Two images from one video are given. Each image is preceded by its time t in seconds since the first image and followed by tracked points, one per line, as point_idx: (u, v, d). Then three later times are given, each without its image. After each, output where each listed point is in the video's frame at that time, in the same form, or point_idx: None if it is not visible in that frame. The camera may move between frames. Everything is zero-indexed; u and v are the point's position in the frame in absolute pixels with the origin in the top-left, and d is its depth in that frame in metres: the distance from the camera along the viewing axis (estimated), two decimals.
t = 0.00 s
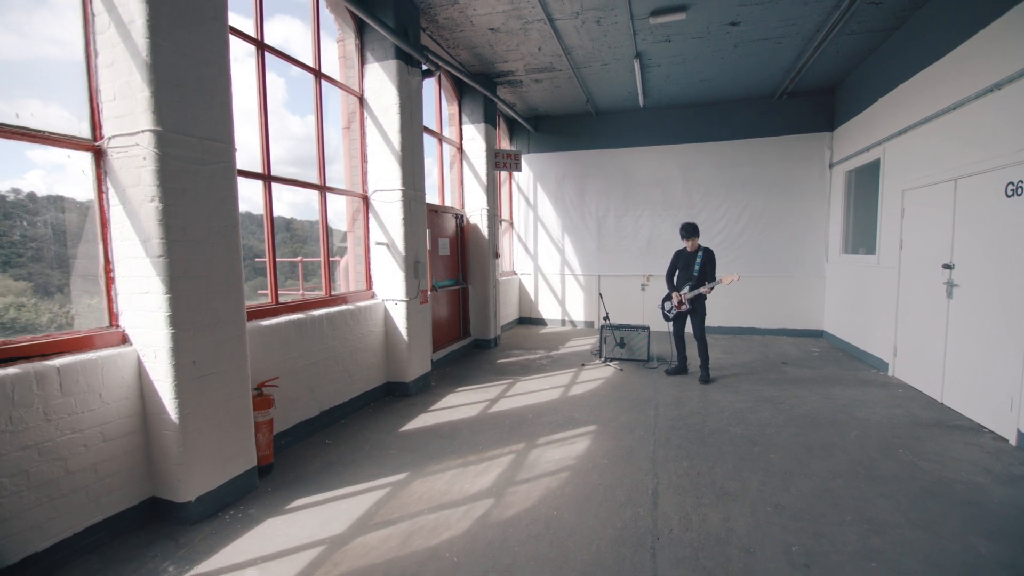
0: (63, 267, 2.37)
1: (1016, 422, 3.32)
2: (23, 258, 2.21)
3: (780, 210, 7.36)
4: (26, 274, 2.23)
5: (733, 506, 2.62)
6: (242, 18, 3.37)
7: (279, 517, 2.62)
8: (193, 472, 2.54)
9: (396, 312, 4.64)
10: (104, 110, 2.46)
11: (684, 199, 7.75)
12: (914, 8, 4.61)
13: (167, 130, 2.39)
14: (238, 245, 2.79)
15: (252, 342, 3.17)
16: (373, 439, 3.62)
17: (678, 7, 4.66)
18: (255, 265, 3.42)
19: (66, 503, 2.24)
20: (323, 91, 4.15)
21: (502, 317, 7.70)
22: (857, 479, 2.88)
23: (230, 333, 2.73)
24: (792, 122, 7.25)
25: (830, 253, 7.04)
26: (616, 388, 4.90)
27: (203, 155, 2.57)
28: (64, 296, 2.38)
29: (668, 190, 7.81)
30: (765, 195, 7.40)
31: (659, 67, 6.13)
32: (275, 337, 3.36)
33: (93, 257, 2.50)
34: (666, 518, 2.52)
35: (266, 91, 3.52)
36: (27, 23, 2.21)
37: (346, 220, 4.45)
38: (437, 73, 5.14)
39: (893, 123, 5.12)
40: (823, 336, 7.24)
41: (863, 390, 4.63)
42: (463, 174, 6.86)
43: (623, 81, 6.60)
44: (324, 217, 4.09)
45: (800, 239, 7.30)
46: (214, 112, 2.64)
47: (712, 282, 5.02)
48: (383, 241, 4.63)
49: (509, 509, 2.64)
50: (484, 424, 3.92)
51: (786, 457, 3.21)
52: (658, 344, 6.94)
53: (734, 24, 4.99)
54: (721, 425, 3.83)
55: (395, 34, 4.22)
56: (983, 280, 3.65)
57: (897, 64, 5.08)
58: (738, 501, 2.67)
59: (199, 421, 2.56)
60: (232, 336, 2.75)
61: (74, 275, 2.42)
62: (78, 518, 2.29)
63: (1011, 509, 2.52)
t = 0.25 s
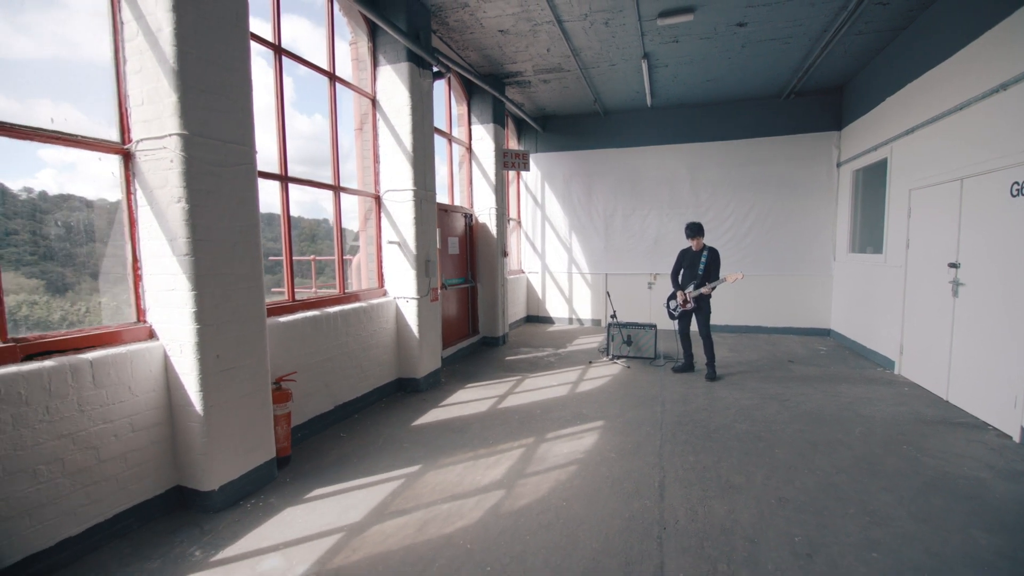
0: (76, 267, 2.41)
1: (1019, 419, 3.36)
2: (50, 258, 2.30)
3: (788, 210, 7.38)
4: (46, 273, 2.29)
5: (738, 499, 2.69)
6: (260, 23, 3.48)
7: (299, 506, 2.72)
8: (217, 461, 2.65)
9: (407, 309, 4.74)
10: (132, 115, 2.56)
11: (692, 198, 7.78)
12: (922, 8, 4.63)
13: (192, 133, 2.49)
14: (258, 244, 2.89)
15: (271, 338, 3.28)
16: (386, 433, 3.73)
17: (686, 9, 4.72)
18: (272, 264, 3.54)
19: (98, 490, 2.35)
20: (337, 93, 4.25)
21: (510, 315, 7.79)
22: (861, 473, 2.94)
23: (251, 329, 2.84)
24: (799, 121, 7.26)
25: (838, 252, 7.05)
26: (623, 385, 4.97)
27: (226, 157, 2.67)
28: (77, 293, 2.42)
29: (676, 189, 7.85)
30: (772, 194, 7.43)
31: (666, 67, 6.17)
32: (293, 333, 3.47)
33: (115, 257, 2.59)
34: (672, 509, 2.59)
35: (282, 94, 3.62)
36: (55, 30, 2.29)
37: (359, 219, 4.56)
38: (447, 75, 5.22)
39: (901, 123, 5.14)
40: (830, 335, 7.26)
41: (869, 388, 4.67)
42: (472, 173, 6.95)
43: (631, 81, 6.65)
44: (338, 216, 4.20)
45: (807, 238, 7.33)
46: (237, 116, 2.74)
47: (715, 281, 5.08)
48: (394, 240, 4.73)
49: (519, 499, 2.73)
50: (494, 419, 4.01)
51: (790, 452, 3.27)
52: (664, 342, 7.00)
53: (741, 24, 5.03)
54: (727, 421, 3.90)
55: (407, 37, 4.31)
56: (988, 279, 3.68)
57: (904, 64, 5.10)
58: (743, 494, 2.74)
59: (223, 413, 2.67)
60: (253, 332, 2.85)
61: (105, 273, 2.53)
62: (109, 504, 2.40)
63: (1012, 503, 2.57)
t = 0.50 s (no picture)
0: (81, 266, 2.41)
1: (1022, 417, 3.40)
2: (75, 258, 2.39)
3: (793, 208, 7.41)
4: (61, 272, 2.33)
5: (742, 492, 2.75)
6: (274, 27, 3.56)
7: (314, 496, 2.81)
8: (235, 453, 2.73)
9: (416, 307, 4.81)
10: (153, 118, 2.65)
11: (697, 197, 7.82)
12: (927, 8, 4.65)
13: (212, 135, 2.57)
14: (275, 243, 2.97)
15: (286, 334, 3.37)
16: (396, 427, 3.81)
17: (692, 10, 4.76)
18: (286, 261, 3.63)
19: (122, 480, 2.44)
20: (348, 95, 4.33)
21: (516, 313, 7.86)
22: (863, 468, 2.99)
23: (267, 325, 2.92)
24: (805, 121, 7.28)
25: (843, 251, 7.07)
26: (628, 383, 5.03)
27: (244, 159, 2.75)
28: (86, 292, 2.44)
29: (681, 188, 7.89)
30: (778, 193, 7.45)
31: (672, 67, 6.21)
32: (307, 329, 3.55)
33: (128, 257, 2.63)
34: (678, 502, 2.66)
35: (295, 96, 3.70)
36: (79, 36, 2.38)
37: (368, 218, 4.64)
38: (456, 76, 5.29)
39: (906, 122, 5.16)
40: (835, 333, 7.28)
41: (873, 386, 4.70)
42: (479, 173, 7.02)
43: (637, 80, 6.68)
44: (349, 215, 4.28)
45: (812, 237, 7.35)
46: (255, 119, 2.83)
47: (719, 280, 5.12)
48: (404, 239, 4.81)
49: (528, 492, 2.81)
50: (502, 415, 4.08)
51: (794, 448, 3.32)
52: (670, 340, 7.05)
53: (747, 25, 5.06)
54: (732, 417, 3.95)
55: (417, 39, 4.39)
56: (992, 278, 3.72)
57: (910, 64, 5.13)
58: (747, 488, 2.80)
59: (240, 407, 2.75)
60: (270, 328, 2.93)
61: (128, 271, 2.63)
62: (133, 494, 2.49)
63: (1013, 498, 2.62)
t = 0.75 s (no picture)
0: (90, 265, 2.43)
1: None
2: (99, 255, 2.47)
3: (798, 208, 7.43)
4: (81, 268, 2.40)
5: (747, 486, 2.81)
6: (288, 29, 3.65)
7: (328, 488, 2.89)
8: (252, 446, 2.81)
9: (425, 305, 4.89)
10: (173, 119, 2.73)
11: (702, 196, 7.86)
12: (933, 9, 4.67)
13: (230, 136, 2.65)
14: (290, 241, 3.05)
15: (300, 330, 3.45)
16: (406, 422, 3.89)
17: (699, 11, 4.81)
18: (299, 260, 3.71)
19: (144, 470, 2.52)
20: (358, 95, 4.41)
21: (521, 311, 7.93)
22: (866, 464, 3.05)
23: (283, 321, 3.00)
24: (811, 120, 7.30)
25: (848, 250, 7.09)
26: (634, 380, 5.09)
27: (262, 159, 2.83)
28: (92, 290, 2.45)
29: (686, 187, 7.93)
30: (783, 192, 7.48)
31: (678, 67, 6.25)
32: (319, 326, 3.64)
33: (136, 255, 2.65)
34: (683, 495, 2.72)
35: (308, 97, 3.79)
36: (103, 40, 2.46)
37: (378, 217, 4.72)
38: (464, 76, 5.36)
39: (911, 122, 5.19)
40: (840, 332, 7.31)
41: (877, 384, 4.74)
42: (485, 172, 7.09)
43: (643, 80, 6.72)
44: (359, 214, 4.36)
45: (818, 236, 7.37)
46: (272, 120, 2.91)
47: (724, 278, 5.17)
48: (413, 237, 4.89)
49: (536, 485, 2.88)
50: (509, 411, 4.15)
51: (798, 443, 3.38)
52: (674, 339, 7.10)
53: (753, 25, 5.10)
54: (736, 414, 4.00)
55: (426, 41, 4.46)
56: (996, 276, 3.75)
57: (915, 63, 5.15)
58: (751, 482, 2.86)
59: (257, 400, 2.83)
60: (285, 324, 3.01)
61: (149, 268, 2.71)
62: (154, 484, 2.57)
63: (1014, 493, 2.66)
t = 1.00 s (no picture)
0: (107, 260, 2.47)
1: None
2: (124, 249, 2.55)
3: (804, 207, 7.46)
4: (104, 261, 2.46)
5: (751, 480, 2.87)
6: (301, 32, 3.73)
7: (342, 480, 2.96)
8: (267, 438, 2.89)
9: (433, 302, 4.96)
10: (192, 121, 2.80)
11: (707, 195, 7.90)
12: (938, 9, 4.70)
13: (248, 138, 2.72)
14: (305, 240, 3.13)
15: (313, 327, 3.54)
16: (416, 417, 3.97)
17: (705, 12, 4.85)
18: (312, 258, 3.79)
19: (165, 461, 2.59)
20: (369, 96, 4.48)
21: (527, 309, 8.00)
22: (869, 459, 3.10)
23: (298, 318, 3.08)
24: (816, 119, 7.32)
25: (853, 249, 7.11)
26: (639, 377, 5.14)
27: (278, 160, 2.91)
28: (99, 287, 2.45)
29: (692, 186, 7.96)
30: (788, 192, 7.51)
31: (684, 67, 6.28)
32: (331, 322, 3.72)
33: (144, 254, 2.65)
34: (689, 489, 2.77)
35: (320, 98, 3.87)
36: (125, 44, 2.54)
37: (387, 216, 4.79)
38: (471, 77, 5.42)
39: (917, 122, 5.21)
40: (845, 331, 7.33)
41: (881, 382, 4.78)
42: (492, 171, 7.15)
43: (649, 80, 6.76)
44: (369, 213, 4.44)
45: (823, 235, 7.39)
46: (288, 122, 2.98)
47: (729, 277, 5.22)
48: (421, 236, 4.96)
49: (545, 478, 2.94)
50: (517, 407, 4.22)
51: (801, 439, 3.43)
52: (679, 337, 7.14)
53: (759, 26, 5.14)
54: (741, 411, 4.06)
55: (436, 43, 4.52)
56: (999, 275, 3.78)
57: (920, 63, 5.17)
58: (755, 476, 2.91)
59: (273, 394, 2.91)
60: (300, 321, 3.09)
61: (170, 266, 2.79)
62: (175, 474, 2.64)
63: (1015, 488, 2.71)
